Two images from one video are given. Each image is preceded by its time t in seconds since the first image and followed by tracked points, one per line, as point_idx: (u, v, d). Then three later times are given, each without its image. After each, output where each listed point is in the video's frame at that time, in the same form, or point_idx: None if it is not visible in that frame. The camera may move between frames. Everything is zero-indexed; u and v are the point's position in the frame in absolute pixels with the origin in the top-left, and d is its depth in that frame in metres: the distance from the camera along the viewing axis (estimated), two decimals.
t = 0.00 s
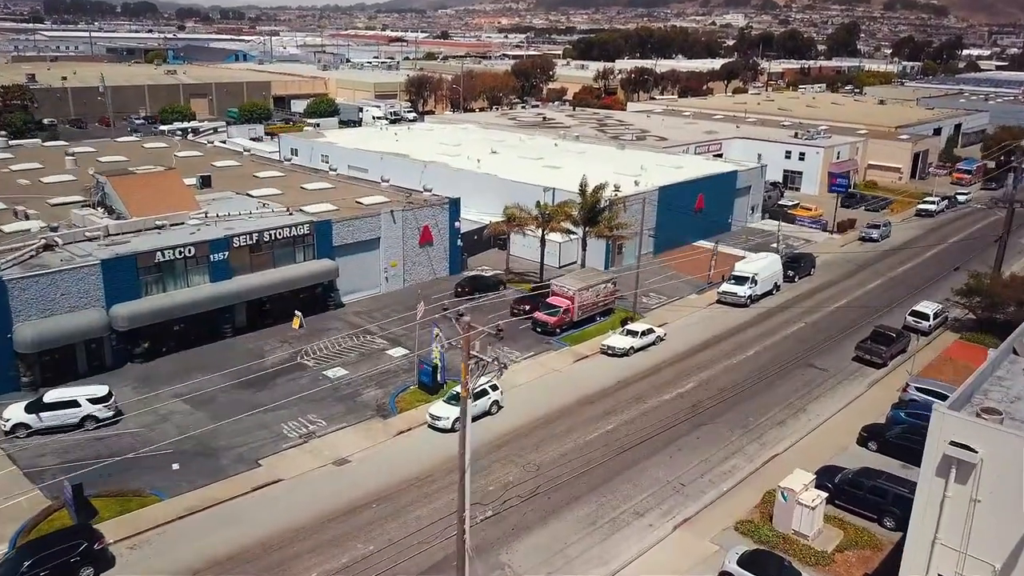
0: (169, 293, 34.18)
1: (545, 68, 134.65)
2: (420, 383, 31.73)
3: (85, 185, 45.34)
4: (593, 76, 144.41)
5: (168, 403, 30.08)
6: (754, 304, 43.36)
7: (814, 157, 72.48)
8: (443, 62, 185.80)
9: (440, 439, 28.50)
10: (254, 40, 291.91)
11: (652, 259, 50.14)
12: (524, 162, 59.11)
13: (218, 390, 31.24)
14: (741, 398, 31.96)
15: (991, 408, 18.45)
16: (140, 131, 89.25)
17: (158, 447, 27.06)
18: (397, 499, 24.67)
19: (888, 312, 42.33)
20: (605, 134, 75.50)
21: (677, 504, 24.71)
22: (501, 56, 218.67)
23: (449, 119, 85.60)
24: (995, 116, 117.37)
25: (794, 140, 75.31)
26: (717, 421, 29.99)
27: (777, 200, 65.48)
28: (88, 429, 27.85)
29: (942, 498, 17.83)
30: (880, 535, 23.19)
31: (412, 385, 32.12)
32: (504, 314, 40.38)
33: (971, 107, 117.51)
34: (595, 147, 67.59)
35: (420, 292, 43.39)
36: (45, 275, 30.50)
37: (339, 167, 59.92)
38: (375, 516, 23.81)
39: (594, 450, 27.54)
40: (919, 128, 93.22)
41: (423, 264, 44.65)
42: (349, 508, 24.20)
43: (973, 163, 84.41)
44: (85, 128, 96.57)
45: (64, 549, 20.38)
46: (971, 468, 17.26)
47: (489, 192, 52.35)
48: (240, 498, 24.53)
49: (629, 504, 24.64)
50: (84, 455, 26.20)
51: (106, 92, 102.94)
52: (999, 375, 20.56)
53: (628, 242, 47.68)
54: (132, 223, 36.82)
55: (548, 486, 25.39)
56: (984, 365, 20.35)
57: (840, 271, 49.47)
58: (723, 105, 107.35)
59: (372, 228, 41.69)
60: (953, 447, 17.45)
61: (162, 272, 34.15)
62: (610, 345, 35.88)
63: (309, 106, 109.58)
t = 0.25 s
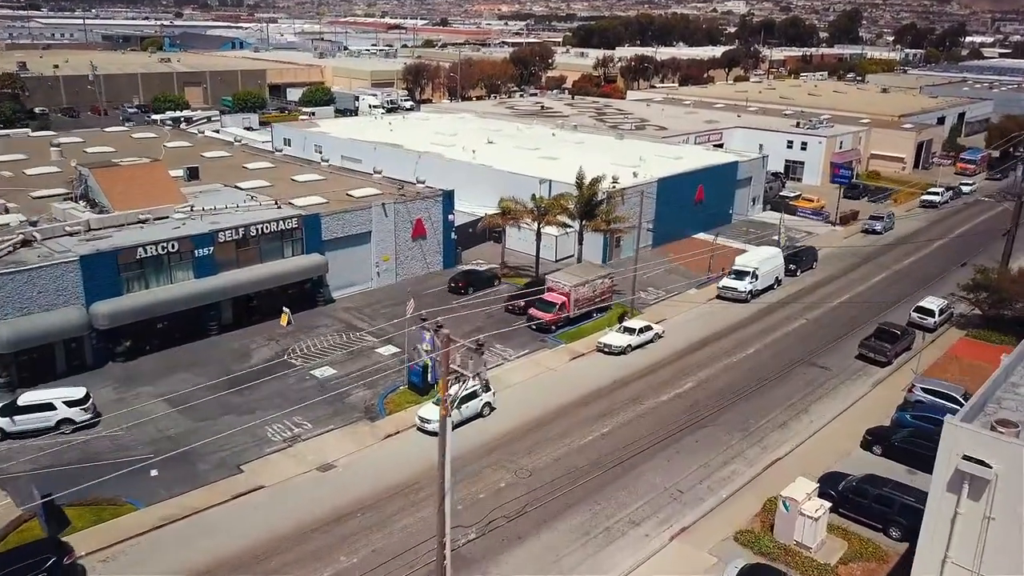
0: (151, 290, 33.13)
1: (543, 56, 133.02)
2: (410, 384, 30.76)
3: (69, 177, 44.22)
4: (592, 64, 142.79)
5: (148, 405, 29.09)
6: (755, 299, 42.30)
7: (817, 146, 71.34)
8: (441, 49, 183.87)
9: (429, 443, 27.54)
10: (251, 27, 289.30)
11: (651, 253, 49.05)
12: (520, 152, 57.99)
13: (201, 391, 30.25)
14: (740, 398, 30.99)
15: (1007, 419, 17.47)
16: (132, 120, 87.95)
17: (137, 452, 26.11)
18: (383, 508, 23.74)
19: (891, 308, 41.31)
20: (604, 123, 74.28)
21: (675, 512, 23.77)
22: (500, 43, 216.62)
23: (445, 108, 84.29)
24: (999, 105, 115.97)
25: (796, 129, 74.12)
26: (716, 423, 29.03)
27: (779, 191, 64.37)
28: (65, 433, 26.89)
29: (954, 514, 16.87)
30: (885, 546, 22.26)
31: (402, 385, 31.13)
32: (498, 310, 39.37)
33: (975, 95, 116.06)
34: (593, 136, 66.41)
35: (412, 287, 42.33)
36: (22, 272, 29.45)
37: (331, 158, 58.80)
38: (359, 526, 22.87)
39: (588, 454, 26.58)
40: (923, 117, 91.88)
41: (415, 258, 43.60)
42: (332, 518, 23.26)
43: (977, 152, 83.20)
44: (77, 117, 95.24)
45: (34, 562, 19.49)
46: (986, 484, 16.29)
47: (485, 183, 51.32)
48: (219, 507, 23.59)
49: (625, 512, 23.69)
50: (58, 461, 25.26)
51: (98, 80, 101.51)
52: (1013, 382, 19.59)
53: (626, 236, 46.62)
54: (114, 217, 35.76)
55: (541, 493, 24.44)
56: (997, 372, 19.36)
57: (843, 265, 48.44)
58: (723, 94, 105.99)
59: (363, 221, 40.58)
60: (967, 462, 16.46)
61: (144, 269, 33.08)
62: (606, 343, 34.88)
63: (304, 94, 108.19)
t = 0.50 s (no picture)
0: (134, 288, 32.09)
1: (542, 43, 131.41)
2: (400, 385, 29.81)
3: (52, 169, 43.12)
4: (592, 51, 141.20)
5: (128, 408, 28.11)
6: (756, 295, 41.29)
7: (819, 137, 70.19)
8: (439, 36, 182.03)
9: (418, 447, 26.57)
10: (249, 15, 286.96)
11: (650, 246, 47.99)
12: (517, 142, 56.88)
13: (183, 393, 29.27)
14: (741, 400, 30.00)
15: None
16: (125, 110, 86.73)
17: (114, 458, 25.15)
18: (368, 518, 22.77)
19: (896, 304, 40.28)
20: (603, 113, 73.04)
21: (673, 523, 22.80)
22: (498, 31, 214.52)
23: (442, 97, 82.99)
24: (1004, 93, 114.49)
25: (798, 119, 72.95)
26: (716, 427, 28.05)
27: (780, 182, 63.26)
28: (41, 438, 25.96)
29: (968, 535, 15.92)
30: (892, 559, 21.30)
31: (392, 386, 30.16)
32: (493, 307, 38.37)
33: (980, 83, 114.58)
34: (592, 126, 65.25)
35: (405, 282, 41.31)
36: None
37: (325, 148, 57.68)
38: (343, 538, 21.90)
39: (583, 461, 25.59)
40: (927, 106, 90.58)
41: (408, 252, 42.57)
42: (315, 529, 22.29)
43: (982, 142, 81.97)
44: (69, 106, 93.93)
45: None
46: (1003, 504, 15.31)
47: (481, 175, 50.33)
48: (198, 517, 22.64)
49: (621, 523, 22.71)
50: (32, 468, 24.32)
51: (90, 69, 100.15)
52: None
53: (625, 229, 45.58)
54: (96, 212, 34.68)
55: (533, 503, 23.46)
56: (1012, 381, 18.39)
57: (846, 258, 47.39)
58: (724, 82, 104.62)
59: (354, 215, 39.54)
60: (982, 480, 15.46)
61: (125, 266, 32.06)
62: (603, 341, 33.88)
63: (300, 83, 106.88)
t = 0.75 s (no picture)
0: (114, 286, 31.04)
1: (542, 30, 129.68)
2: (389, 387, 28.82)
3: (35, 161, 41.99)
4: (592, 39, 139.49)
5: (107, 412, 27.13)
6: (758, 291, 40.25)
7: (822, 127, 69.02)
8: (437, 23, 179.97)
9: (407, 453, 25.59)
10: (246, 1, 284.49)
11: (649, 240, 46.93)
12: (514, 133, 55.77)
13: (165, 395, 28.29)
14: (742, 403, 29.00)
15: None
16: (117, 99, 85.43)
17: (91, 466, 24.20)
18: (353, 530, 21.82)
19: (901, 301, 39.24)
20: (602, 102, 71.78)
21: (671, 536, 21.85)
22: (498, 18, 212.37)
23: (439, 85, 81.69)
24: (1009, 82, 112.96)
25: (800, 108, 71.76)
26: (716, 431, 27.06)
27: (782, 173, 62.10)
28: (14, 445, 25.01)
29: (986, 555, 15.31)
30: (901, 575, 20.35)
31: (381, 388, 29.20)
32: (487, 304, 37.35)
33: (984, 71, 113.08)
34: (591, 115, 64.07)
35: (398, 278, 40.27)
36: None
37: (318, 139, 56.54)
38: (327, 552, 20.95)
39: (578, 469, 24.62)
40: (932, 95, 89.23)
41: (402, 247, 41.50)
42: (297, 542, 21.35)
43: (987, 132, 80.66)
44: (61, 95, 92.62)
45: None
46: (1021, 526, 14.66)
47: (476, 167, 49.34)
48: (175, 529, 21.70)
49: (616, 536, 21.78)
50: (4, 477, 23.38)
51: (83, 57, 98.74)
52: None
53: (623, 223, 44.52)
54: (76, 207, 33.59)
55: (525, 514, 22.51)
56: None
57: (849, 253, 46.32)
58: (726, 70, 103.17)
59: (345, 209, 38.48)
60: (1000, 501, 14.73)
61: (106, 263, 31.01)
62: (600, 340, 32.88)
63: (295, 71, 105.48)
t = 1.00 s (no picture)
0: (94, 285, 30.01)
1: (541, 18, 127.88)
2: (378, 391, 27.82)
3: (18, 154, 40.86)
4: (592, 26, 137.69)
5: (86, 417, 26.14)
6: (760, 287, 39.19)
7: (825, 116, 67.82)
8: (436, 10, 177.89)
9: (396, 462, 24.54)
10: None
11: (649, 234, 45.85)
12: (511, 123, 54.58)
13: (146, 399, 27.29)
14: (743, 407, 27.99)
15: None
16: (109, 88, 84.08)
17: (65, 475, 23.21)
18: (338, 545, 20.86)
19: (908, 298, 38.17)
20: (602, 91, 70.48)
21: (670, 550, 20.90)
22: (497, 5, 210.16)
23: (436, 74, 80.32)
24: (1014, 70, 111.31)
25: (803, 98, 70.52)
26: (716, 438, 26.06)
27: (785, 164, 60.93)
28: None
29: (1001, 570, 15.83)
30: None
31: (370, 392, 28.20)
32: (481, 301, 36.29)
33: (989, 59, 111.49)
34: (589, 105, 62.83)
35: (390, 274, 39.20)
36: None
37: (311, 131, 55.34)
38: (309, 569, 19.99)
39: (573, 478, 23.66)
40: (937, 84, 87.84)
41: (394, 242, 40.42)
42: (279, 557, 20.39)
43: (993, 121, 79.32)
44: (52, 84, 91.17)
45: None
46: None
47: (472, 158, 48.36)
48: (151, 544, 20.74)
49: (613, 550, 20.83)
50: None
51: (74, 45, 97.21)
52: None
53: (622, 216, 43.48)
54: (57, 203, 32.49)
55: (518, 527, 21.54)
56: None
57: (854, 247, 45.23)
58: (727, 59, 101.67)
59: (335, 203, 37.39)
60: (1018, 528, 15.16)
61: (85, 261, 29.96)
62: (597, 340, 31.83)
63: (290, 59, 103.98)
